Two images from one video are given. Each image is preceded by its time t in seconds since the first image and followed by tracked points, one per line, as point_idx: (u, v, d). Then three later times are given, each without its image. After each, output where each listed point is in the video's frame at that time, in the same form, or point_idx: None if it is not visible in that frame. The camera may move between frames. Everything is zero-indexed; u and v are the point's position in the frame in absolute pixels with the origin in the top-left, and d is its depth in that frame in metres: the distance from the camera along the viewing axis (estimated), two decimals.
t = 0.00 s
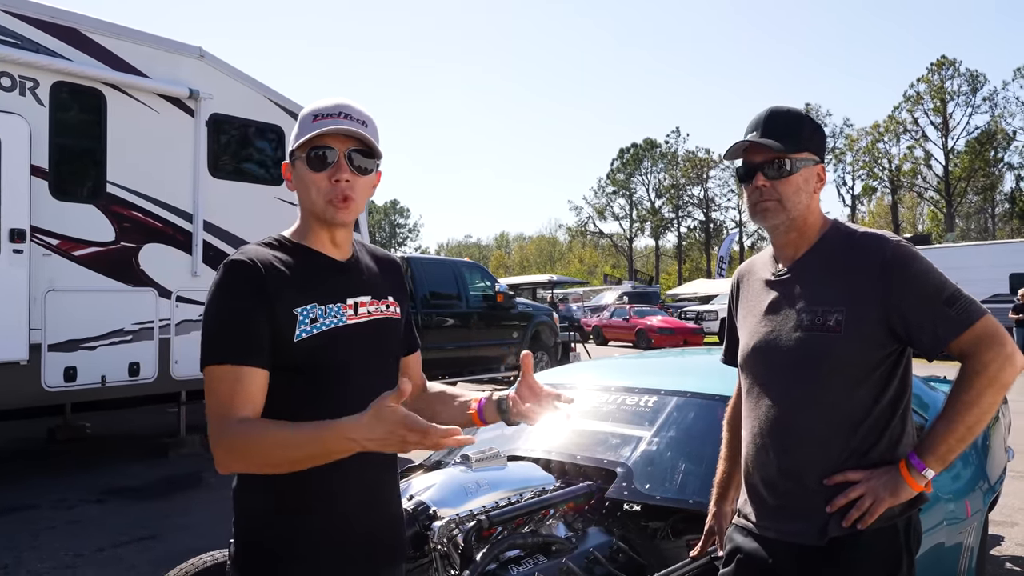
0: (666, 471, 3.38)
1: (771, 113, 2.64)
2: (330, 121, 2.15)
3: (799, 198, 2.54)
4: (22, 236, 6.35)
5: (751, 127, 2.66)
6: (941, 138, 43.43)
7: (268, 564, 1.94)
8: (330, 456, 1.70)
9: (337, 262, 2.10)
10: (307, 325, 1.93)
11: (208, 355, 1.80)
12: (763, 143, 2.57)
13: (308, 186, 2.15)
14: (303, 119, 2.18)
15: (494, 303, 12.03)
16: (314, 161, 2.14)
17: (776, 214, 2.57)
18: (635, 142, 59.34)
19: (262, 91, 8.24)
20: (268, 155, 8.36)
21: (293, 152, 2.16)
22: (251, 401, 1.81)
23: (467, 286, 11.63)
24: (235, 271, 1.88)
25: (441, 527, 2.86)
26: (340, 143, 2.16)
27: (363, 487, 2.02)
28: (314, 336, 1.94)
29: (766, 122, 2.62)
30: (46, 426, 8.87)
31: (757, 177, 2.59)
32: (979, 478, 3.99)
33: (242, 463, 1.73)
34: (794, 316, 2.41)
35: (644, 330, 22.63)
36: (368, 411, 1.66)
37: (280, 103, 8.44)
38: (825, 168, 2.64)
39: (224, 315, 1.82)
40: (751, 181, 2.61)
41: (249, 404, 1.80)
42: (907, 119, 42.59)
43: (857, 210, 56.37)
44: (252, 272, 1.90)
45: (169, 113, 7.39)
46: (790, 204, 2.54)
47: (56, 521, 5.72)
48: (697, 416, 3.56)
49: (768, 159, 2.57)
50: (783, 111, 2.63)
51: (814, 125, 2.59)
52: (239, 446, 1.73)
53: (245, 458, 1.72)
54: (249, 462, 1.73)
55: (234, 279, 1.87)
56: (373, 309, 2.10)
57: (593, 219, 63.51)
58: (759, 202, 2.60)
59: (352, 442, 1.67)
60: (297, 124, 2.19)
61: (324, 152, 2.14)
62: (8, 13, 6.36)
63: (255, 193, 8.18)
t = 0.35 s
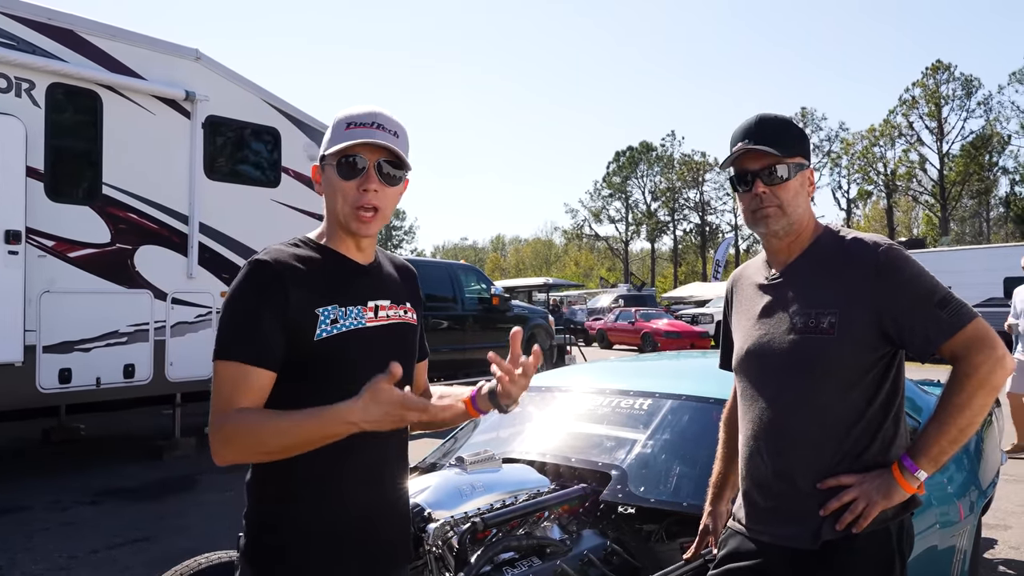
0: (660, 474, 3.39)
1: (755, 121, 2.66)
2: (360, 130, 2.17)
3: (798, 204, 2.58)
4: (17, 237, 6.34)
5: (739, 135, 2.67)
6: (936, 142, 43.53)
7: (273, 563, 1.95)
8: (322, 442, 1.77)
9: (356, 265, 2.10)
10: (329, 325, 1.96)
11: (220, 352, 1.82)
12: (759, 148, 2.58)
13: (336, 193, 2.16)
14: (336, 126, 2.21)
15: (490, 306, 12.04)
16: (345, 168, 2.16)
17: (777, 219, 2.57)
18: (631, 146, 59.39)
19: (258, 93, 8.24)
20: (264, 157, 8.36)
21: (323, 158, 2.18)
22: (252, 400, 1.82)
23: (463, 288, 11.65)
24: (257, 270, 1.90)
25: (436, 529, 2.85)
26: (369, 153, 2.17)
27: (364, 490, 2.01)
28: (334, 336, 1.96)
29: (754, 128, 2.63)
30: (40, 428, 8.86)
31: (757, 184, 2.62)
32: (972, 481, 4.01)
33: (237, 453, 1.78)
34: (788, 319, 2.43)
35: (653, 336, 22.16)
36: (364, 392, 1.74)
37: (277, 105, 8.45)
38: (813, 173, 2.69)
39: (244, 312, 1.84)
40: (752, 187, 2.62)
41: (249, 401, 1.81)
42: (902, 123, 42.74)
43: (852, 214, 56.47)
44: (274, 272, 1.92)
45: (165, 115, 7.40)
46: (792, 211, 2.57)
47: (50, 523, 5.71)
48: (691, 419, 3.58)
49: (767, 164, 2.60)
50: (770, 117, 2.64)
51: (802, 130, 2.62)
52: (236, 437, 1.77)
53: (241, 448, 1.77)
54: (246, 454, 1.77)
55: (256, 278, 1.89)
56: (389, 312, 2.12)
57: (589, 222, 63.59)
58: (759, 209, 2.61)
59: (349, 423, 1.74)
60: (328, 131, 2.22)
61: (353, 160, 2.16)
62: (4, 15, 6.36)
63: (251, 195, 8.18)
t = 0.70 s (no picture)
0: (657, 475, 3.40)
1: (754, 124, 2.67)
2: (380, 134, 2.17)
3: (783, 206, 2.57)
4: (15, 237, 6.34)
5: (737, 138, 2.69)
6: (933, 145, 43.61)
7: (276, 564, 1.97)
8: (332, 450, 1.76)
9: (365, 266, 2.13)
10: (343, 324, 1.98)
11: (234, 349, 1.83)
12: (745, 152, 2.60)
13: (353, 195, 2.16)
14: (353, 126, 2.19)
15: (487, 307, 12.04)
16: (365, 171, 2.16)
17: (760, 223, 2.61)
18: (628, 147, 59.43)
19: (256, 94, 8.25)
20: (261, 157, 8.36)
21: (339, 157, 2.16)
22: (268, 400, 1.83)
23: (460, 289, 11.65)
24: (274, 270, 1.92)
25: (433, 529, 2.84)
26: (387, 157, 2.18)
27: (366, 491, 2.01)
28: (348, 335, 1.98)
29: (750, 131, 2.65)
30: (36, 428, 8.84)
31: (740, 187, 2.64)
32: (968, 483, 4.02)
33: (251, 453, 1.78)
34: (785, 321, 2.44)
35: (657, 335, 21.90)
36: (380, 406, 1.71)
37: (274, 106, 8.45)
38: (814, 174, 2.65)
39: (259, 310, 1.86)
40: (736, 190, 2.65)
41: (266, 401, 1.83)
42: (899, 126, 42.81)
43: (849, 216, 56.53)
44: (289, 272, 1.93)
45: (163, 115, 7.40)
46: (773, 214, 2.57)
47: (47, 523, 5.70)
48: (688, 421, 3.59)
49: (751, 168, 2.60)
50: (768, 121, 2.66)
51: (799, 133, 2.61)
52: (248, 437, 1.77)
53: (254, 448, 1.77)
54: (259, 455, 1.78)
55: (272, 276, 1.91)
56: (399, 314, 2.13)
57: (586, 224, 63.60)
58: (745, 210, 2.65)
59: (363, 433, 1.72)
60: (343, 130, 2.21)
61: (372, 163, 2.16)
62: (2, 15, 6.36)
63: (249, 196, 8.18)
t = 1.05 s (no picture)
0: (654, 478, 3.40)
1: (748, 130, 2.68)
2: (421, 148, 2.21)
3: (777, 212, 2.57)
4: (12, 240, 6.33)
5: (732, 144, 2.70)
6: (928, 148, 43.71)
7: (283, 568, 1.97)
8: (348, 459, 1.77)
9: (374, 271, 2.14)
10: (355, 329, 1.98)
11: (246, 353, 1.84)
12: (736, 160, 2.61)
13: (393, 203, 2.15)
14: (395, 133, 2.18)
15: (484, 310, 12.04)
16: (408, 182, 2.16)
17: (755, 228, 2.61)
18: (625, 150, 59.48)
19: (253, 97, 8.25)
20: (258, 160, 8.35)
21: (386, 163, 2.15)
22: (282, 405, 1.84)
23: (457, 292, 11.66)
24: (286, 275, 1.93)
25: (431, 533, 2.84)
26: (432, 169, 2.20)
27: (371, 496, 2.02)
28: (359, 339, 1.99)
29: (743, 138, 2.66)
30: (32, 431, 8.82)
31: (733, 194, 2.65)
32: (964, 486, 4.03)
33: (263, 456, 1.79)
34: (783, 324, 2.44)
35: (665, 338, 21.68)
36: (409, 420, 1.72)
37: (272, 109, 8.45)
38: (810, 177, 2.64)
39: (271, 313, 1.86)
40: (730, 197, 2.66)
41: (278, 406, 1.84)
42: (895, 129, 42.91)
43: (846, 219, 56.61)
44: (303, 277, 1.94)
45: (160, 118, 7.40)
46: (767, 219, 2.58)
47: (44, 527, 5.69)
48: (685, 424, 3.60)
49: (744, 174, 2.61)
50: (761, 126, 2.66)
51: (792, 136, 2.61)
52: (261, 440, 1.78)
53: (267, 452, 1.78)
54: (271, 458, 1.78)
55: (284, 280, 1.92)
56: (406, 320, 2.13)
57: (583, 227, 63.62)
58: (739, 217, 2.66)
59: (384, 445, 1.74)
60: (382, 134, 2.18)
61: (418, 175, 2.17)
62: None
63: (246, 198, 8.18)
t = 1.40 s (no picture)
0: (654, 481, 3.41)
1: (744, 134, 2.69)
2: (423, 152, 2.21)
3: (770, 215, 2.58)
4: (10, 243, 6.32)
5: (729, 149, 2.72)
6: (926, 150, 43.77)
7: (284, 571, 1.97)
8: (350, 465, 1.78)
9: (377, 273, 2.14)
10: (359, 331, 1.99)
11: (250, 354, 1.84)
12: (730, 163, 2.63)
13: (396, 207, 2.16)
14: (396, 137, 2.18)
15: (483, 313, 12.04)
16: (410, 186, 2.16)
17: (748, 231, 2.62)
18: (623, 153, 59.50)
19: (252, 99, 8.24)
20: (256, 163, 8.35)
21: (387, 168, 2.15)
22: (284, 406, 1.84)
23: (456, 295, 11.66)
24: (291, 277, 1.93)
25: (430, 536, 2.85)
26: (433, 173, 2.21)
27: (372, 499, 2.02)
28: (364, 341, 1.99)
29: (739, 142, 2.68)
30: (31, 434, 8.81)
31: (729, 197, 2.67)
32: (963, 488, 4.04)
33: (265, 457, 1.78)
34: (781, 327, 2.45)
35: (675, 341, 21.48)
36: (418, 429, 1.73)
37: (270, 112, 8.45)
38: (806, 181, 2.64)
39: (274, 314, 1.87)
40: (726, 200, 2.68)
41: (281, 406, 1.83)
42: (893, 132, 42.95)
43: (844, 221, 56.64)
44: (307, 280, 1.94)
45: (159, 121, 7.40)
46: (760, 222, 2.59)
47: (42, 530, 5.68)
48: (685, 426, 3.60)
49: (739, 178, 2.63)
50: (756, 131, 2.68)
51: (788, 140, 2.62)
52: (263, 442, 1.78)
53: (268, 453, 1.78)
54: (272, 461, 1.78)
55: (288, 282, 1.92)
56: (410, 321, 2.14)
57: (581, 229, 63.60)
58: (734, 220, 2.66)
59: (389, 453, 1.74)
60: (384, 138, 2.18)
61: (419, 179, 2.18)
62: None
63: (245, 201, 8.17)
